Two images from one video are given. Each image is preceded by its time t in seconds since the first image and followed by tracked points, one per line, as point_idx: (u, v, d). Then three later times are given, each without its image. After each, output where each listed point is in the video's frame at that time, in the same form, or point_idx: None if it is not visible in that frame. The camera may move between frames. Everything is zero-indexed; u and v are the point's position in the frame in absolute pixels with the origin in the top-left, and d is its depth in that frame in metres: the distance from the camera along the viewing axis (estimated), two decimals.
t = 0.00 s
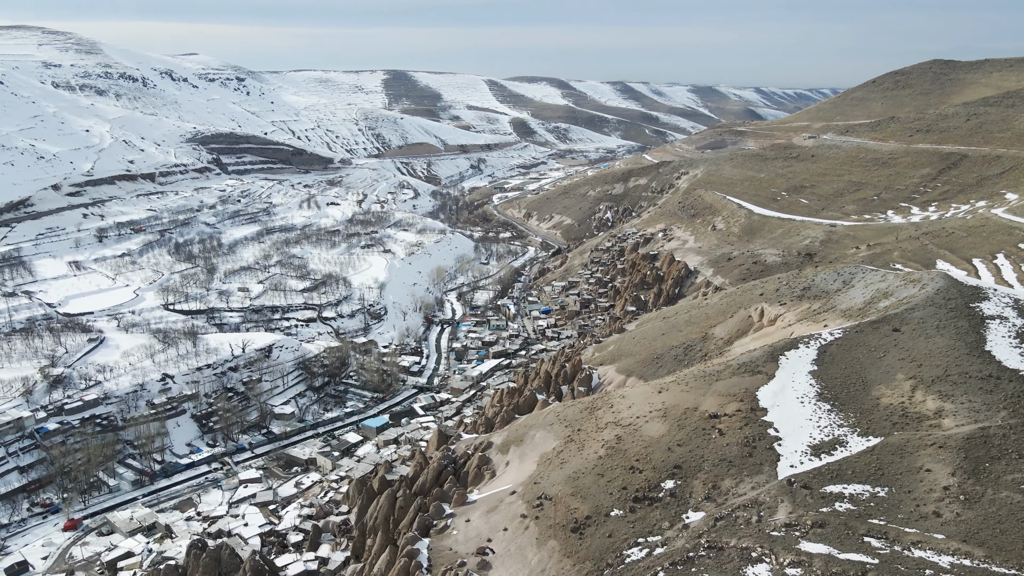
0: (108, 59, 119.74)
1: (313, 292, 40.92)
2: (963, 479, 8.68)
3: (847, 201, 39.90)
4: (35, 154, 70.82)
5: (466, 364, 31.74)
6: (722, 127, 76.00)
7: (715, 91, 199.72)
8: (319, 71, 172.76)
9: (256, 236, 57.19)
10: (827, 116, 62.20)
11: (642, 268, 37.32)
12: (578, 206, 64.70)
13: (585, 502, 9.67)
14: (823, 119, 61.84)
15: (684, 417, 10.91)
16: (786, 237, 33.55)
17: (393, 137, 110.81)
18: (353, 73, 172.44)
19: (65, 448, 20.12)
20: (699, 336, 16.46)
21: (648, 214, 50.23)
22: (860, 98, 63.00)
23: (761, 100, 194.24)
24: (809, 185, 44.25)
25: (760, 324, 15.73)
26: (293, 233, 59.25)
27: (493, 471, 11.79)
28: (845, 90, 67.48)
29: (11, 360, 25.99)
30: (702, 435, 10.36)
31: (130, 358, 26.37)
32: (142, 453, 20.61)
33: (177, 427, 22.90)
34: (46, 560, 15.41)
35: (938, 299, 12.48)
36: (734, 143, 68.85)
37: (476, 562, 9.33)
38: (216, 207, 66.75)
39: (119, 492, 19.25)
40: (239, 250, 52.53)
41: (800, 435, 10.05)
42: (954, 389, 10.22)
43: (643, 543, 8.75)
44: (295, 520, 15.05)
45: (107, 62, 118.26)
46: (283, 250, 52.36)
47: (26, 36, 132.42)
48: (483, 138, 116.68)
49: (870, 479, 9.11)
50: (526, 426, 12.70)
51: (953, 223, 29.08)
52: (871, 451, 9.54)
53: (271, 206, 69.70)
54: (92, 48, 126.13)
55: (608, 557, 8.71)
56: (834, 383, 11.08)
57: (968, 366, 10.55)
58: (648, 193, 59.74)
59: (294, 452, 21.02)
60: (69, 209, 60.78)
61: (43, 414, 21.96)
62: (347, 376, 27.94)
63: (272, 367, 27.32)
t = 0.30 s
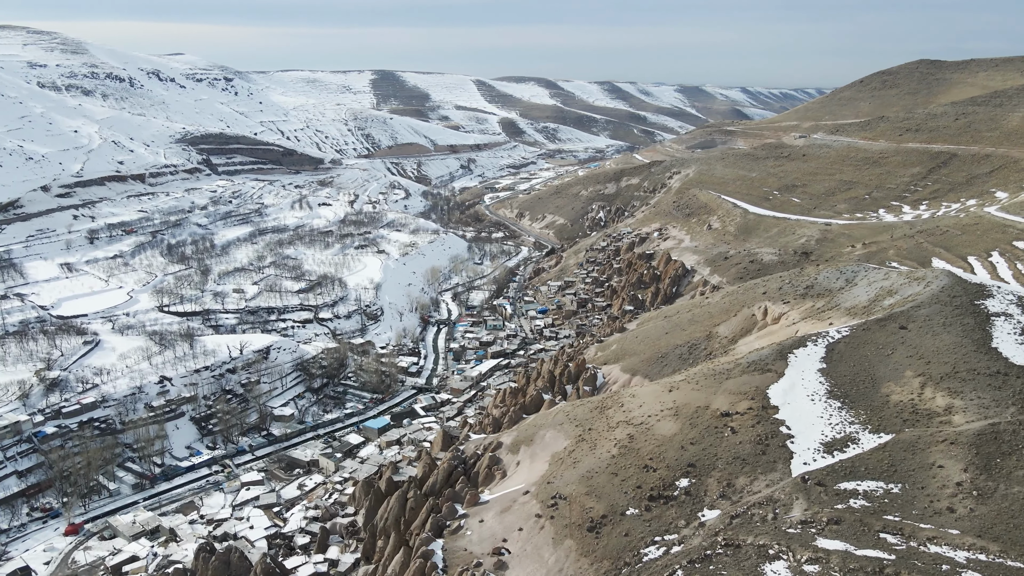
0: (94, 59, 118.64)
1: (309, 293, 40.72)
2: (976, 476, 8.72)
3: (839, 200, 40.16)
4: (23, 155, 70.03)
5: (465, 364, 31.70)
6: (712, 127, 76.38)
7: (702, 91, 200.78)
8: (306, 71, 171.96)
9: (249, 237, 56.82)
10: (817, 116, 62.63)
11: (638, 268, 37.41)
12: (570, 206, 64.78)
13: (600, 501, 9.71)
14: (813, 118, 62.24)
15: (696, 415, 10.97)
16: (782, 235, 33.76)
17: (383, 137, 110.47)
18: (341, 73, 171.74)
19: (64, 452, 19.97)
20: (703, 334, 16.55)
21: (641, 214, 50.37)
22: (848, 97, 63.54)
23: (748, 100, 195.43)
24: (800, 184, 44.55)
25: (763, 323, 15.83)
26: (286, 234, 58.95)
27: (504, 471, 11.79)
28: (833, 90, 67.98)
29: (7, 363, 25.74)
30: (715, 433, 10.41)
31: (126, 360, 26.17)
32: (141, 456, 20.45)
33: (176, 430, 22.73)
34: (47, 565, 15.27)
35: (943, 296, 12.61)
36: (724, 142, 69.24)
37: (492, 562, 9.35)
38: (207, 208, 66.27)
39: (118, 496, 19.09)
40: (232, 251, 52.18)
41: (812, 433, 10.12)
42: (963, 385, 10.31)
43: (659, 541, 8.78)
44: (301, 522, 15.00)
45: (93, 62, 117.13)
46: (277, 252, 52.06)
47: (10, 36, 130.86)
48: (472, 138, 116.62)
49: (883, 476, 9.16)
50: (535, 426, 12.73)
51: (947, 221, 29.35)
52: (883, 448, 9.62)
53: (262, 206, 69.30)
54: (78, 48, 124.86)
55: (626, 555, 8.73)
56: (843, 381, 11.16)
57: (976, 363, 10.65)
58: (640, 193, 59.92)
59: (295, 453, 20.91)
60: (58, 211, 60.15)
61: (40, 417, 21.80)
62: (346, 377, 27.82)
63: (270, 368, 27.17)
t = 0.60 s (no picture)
0: (81, 59, 117.52)
1: (306, 294, 40.53)
2: (987, 471, 8.76)
3: (830, 199, 40.40)
4: (12, 156, 69.29)
5: (463, 365, 31.68)
6: (702, 127, 76.73)
7: (689, 91, 201.63)
8: (294, 71, 171.23)
9: (243, 238, 56.49)
10: (806, 116, 62.99)
11: (636, 267, 37.50)
12: (563, 206, 64.85)
13: (614, 500, 9.74)
14: (804, 117, 62.64)
15: (707, 414, 11.04)
16: (778, 234, 33.97)
17: (373, 138, 110.15)
18: (330, 73, 171.08)
19: (63, 455, 19.76)
20: (707, 333, 16.63)
21: (636, 213, 50.50)
22: (837, 97, 64.03)
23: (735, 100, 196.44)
24: (793, 183, 44.81)
25: (767, 322, 15.92)
26: (279, 234, 58.66)
27: (515, 472, 11.81)
28: (823, 90, 68.43)
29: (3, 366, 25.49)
30: (727, 432, 10.48)
31: (123, 363, 25.96)
32: (142, 459, 20.28)
33: (175, 432, 22.60)
34: (50, 570, 15.15)
35: (948, 294, 12.73)
36: (714, 142, 69.56)
37: (508, 562, 9.37)
38: (200, 209, 65.83)
39: (119, 500, 18.92)
40: (226, 253, 51.86)
41: (823, 430, 10.19)
42: (971, 382, 10.40)
43: (676, 540, 8.81)
44: (307, 524, 14.93)
45: (79, 62, 116.01)
46: (271, 253, 51.78)
47: None
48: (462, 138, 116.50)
49: (895, 472, 9.22)
50: (545, 426, 12.75)
51: (941, 219, 29.63)
52: (894, 445, 9.69)
53: (254, 207, 68.92)
54: (65, 48, 123.65)
55: (642, 554, 8.75)
56: (852, 378, 11.26)
57: (984, 359, 10.75)
58: (633, 192, 60.07)
59: (297, 455, 20.81)
60: (49, 212, 59.56)
61: (38, 421, 21.60)
62: (345, 378, 27.70)
63: (269, 369, 27.01)
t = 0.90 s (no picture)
0: (66, 59, 116.20)
1: (301, 295, 40.33)
2: (999, 467, 8.79)
3: (822, 198, 40.68)
4: None
5: (462, 365, 31.65)
6: (692, 126, 77.07)
7: (675, 91, 202.44)
8: (281, 72, 170.26)
9: (235, 240, 56.13)
10: (794, 115, 63.34)
11: (632, 266, 37.60)
12: (555, 206, 64.90)
13: (628, 498, 9.78)
14: (793, 117, 63.02)
15: (718, 412, 11.12)
16: (774, 233, 34.18)
17: (362, 138, 109.76)
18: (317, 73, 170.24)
19: (62, 459, 19.55)
20: (711, 332, 16.70)
21: (630, 212, 50.61)
22: (825, 96, 64.53)
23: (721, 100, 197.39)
24: (784, 182, 45.10)
25: (770, 320, 16.02)
26: (271, 235, 58.31)
27: (527, 472, 11.84)
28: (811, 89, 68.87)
29: None
30: (739, 430, 10.56)
31: (120, 365, 25.72)
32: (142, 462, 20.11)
33: (175, 435, 22.45)
34: None
35: (952, 292, 12.88)
36: (703, 141, 69.87)
37: (525, 562, 9.40)
38: (191, 210, 65.34)
39: (120, 504, 18.75)
40: (219, 254, 51.48)
41: (835, 428, 10.28)
42: (979, 378, 10.51)
43: (692, 538, 8.85)
44: (313, 526, 14.87)
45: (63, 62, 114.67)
46: (264, 253, 51.47)
47: None
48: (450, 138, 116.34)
49: (908, 469, 9.27)
50: (555, 425, 12.79)
51: (935, 217, 29.93)
52: (905, 441, 9.75)
53: (246, 208, 68.49)
54: (50, 47, 122.25)
55: (660, 552, 8.78)
56: (861, 375, 11.37)
57: (990, 356, 10.87)
58: (625, 192, 60.21)
59: (299, 456, 20.71)
60: (38, 214, 58.89)
61: (35, 425, 21.38)
62: (344, 379, 27.57)
63: (267, 371, 26.85)
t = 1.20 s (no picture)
0: (52, 59, 115.02)
1: (297, 296, 40.13)
2: (1009, 462, 8.72)
3: (814, 197, 40.93)
4: None
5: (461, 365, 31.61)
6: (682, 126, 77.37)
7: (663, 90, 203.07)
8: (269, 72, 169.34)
9: (228, 241, 55.80)
10: (784, 115, 63.64)
11: (628, 265, 37.68)
12: (548, 205, 64.94)
13: (642, 498, 9.81)
14: (783, 117, 63.39)
15: (728, 410, 11.21)
16: (770, 232, 34.36)
17: (353, 138, 109.37)
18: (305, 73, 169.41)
19: (61, 464, 19.37)
20: (714, 330, 16.77)
21: (624, 211, 50.73)
22: (815, 96, 64.96)
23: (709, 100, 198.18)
24: (776, 181, 45.38)
25: (773, 318, 16.10)
26: (264, 236, 58.01)
27: (537, 471, 11.87)
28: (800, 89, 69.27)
29: None
30: (750, 428, 10.64)
31: (117, 368, 25.51)
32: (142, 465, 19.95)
33: (174, 438, 22.30)
34: None
35: (956, 289, 13.00)
36: (693, 141, 70.16)
37: (541, 562, 9.44)
38: (183, 211, 64.90)
39: (121, 507, 18.60)
40: (212, 255, 51.15)
41: (845, 425, 10.35)
42: (986, 374, 10.58)
43: (707, 536, 8.88)
44: (319, 528, 14.79)
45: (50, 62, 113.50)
46: (258, 254, 51.17)
47: None
48: (441, 139, 116.17)
49: (918, 464, 9.26)
50: (564, 425, 12.84)
51: (928, 216, 30.18)
52: (915, 437, 9.78)
53: (237, 209, 68.08)
54: (36, 47, 121.02)
55: (676, 550, 8.83)
56: (869, 373, 11.47)
57: (996, 352, 10.97)
58: (617, 192, 60.34)
59: (300, 458, 20.60)
60: (27, 215, 58.26)
61: (33, 428, 21.18)
62: (343, 380, 27.44)
63: (265, 372, 26.72)
